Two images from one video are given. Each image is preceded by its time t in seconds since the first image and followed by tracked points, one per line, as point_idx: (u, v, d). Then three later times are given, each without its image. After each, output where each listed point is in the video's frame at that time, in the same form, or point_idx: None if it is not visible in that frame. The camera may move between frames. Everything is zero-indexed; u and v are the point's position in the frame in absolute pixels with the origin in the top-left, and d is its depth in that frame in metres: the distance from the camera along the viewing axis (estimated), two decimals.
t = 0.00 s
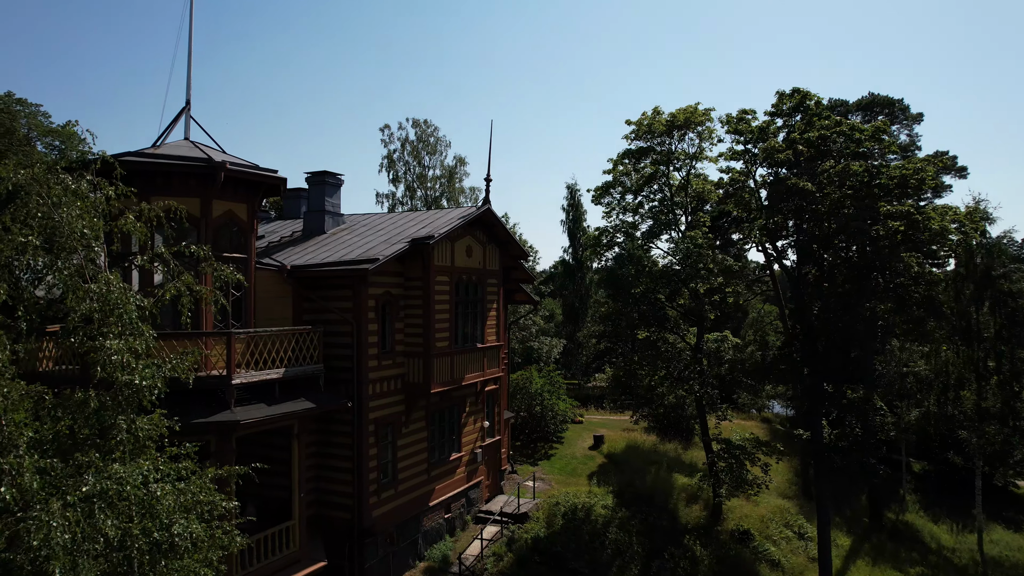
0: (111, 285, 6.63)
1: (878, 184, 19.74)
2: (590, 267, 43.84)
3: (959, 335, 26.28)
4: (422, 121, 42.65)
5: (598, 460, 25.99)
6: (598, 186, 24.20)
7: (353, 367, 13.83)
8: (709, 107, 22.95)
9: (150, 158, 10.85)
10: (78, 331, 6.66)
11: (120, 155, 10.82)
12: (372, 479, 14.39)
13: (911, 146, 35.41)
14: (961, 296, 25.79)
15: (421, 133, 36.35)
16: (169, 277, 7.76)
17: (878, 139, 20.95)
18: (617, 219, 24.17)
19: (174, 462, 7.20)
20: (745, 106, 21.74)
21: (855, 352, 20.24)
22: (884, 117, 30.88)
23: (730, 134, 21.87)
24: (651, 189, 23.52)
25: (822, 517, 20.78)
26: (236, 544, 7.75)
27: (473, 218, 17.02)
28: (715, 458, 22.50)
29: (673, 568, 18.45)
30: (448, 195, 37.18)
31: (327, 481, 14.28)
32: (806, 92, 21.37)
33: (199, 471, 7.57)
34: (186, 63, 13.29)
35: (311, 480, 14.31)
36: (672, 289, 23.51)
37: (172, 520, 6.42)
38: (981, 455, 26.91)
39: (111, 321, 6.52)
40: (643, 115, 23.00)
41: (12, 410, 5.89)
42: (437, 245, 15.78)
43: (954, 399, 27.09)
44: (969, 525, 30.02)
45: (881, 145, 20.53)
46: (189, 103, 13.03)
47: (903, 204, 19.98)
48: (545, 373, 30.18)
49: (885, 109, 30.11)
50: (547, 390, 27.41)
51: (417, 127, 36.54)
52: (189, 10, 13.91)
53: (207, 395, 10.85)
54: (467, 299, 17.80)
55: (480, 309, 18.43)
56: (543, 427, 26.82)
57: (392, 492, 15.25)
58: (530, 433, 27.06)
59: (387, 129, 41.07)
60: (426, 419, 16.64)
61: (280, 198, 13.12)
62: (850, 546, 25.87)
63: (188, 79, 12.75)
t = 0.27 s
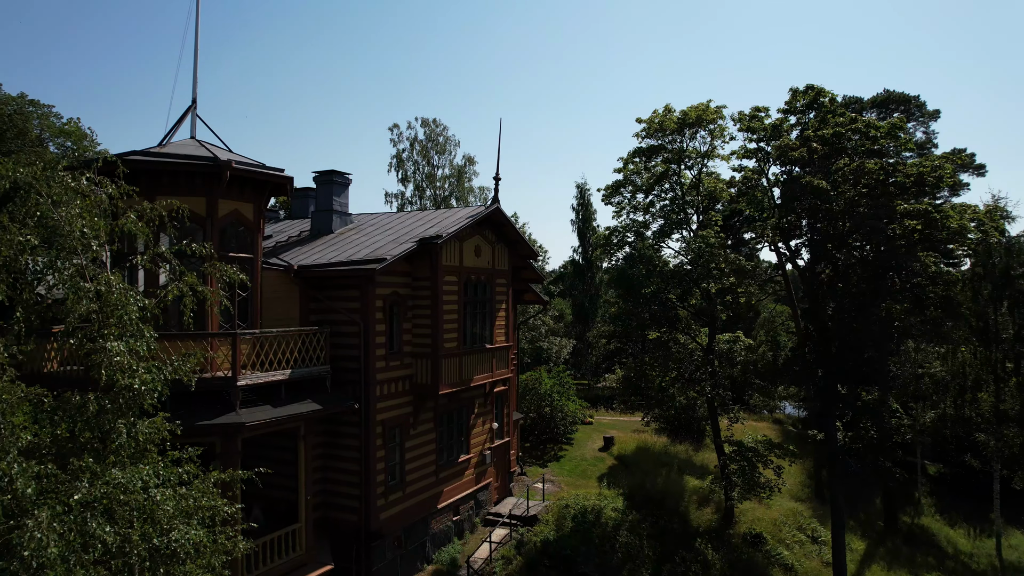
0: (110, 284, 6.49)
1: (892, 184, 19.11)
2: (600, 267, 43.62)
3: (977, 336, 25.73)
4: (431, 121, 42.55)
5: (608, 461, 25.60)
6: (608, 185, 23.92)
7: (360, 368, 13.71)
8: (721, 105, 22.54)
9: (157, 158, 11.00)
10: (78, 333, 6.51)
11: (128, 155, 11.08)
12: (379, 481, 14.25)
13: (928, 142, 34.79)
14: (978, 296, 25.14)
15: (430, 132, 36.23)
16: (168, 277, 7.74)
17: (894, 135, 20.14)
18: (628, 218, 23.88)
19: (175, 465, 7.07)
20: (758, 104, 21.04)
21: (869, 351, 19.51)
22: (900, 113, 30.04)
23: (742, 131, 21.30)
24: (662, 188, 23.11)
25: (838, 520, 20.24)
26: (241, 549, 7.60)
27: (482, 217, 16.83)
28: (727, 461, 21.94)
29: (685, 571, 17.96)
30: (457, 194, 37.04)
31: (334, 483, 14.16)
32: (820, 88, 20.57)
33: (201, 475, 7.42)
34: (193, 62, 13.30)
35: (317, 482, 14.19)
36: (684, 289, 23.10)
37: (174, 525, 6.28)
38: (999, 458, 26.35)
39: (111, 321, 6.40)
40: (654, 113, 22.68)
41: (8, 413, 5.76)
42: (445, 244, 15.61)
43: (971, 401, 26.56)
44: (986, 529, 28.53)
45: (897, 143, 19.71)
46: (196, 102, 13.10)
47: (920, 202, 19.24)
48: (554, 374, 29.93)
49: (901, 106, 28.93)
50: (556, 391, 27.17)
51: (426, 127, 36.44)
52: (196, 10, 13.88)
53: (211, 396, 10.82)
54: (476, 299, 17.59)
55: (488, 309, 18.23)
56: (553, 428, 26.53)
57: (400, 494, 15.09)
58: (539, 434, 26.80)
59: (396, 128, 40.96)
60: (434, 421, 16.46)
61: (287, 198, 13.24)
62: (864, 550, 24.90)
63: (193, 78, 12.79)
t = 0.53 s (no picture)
0: (108, 284, 6.36)
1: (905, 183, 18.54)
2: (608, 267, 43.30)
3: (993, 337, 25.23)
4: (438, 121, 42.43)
5: (616, 463, 25.17)
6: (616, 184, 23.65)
7: (365, 369, 13.60)
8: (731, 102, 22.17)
9: (161, 157, 11.03)
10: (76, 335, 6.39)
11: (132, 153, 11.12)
12: (385, 484, 14.12)
13: (942, 141, 34.20)
14: (993, 297, 24.50)
15: (437, 131, 36.10)
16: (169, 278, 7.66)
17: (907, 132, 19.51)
18: (636, 218, 23.60)
19: (175, 470, 6.93)
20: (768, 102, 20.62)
21: (882, 352, 18.93)
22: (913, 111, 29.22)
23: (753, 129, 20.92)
24: (672, 186, 22.67)
25: (851, 524, 19.77)
26: (242, 555, 7.43)
27: (489, 217, 16.65)
28: (737, 462, 21.41)
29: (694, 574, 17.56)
30: (464, 193, 36.87)
31: (339, 485, 14.05)
32: (832, 85, 20.09)
33: (201, 479, 7.28)
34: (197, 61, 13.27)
35: (322, 484, 14.08)
36: (693, 289, 22.76)
37: (172, 532, 6.11)
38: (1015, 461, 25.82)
39: (109, 323, 6.28)
40: (663, 111, 22.38)
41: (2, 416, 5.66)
42: (451, 244, 15.45)
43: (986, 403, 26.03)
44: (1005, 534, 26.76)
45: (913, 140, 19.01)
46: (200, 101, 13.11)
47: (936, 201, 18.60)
48: (562, 375, 29.68)
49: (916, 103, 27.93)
50: (564, 393, 26.94)
51: (433, 126, 36.33)
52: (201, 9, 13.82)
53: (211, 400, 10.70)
54: (483, 299, 17.40)
55: (495, 310, 18.04)
56: (560, 430, 26.24)
57: (406, 496, 14.96)
58: (547, 435, 26.54)
59: (403, 128, 40.86)
60: (440, 422, 16.30)
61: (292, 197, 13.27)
62: (877, 555, 23.69)
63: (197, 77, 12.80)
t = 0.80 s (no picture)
0: (95, 285, 6.20)
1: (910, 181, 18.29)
2: (610, 266, 43.08)
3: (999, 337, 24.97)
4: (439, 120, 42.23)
5: (618, 464, 24.92)
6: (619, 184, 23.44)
7: (364, 370, 13.46)
8: (734, 100, 21.94)
9: (156, 155, 10.88)
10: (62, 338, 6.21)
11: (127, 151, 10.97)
12: (384, 487, 13.97)
13: (948, 139, 33.88)
14: (1000, 297, 24.21)
15: (438, 130, 35.93)
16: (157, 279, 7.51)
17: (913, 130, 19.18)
18: (639, 217, 23.40)
19: (165, 476, 6.77)
20: (772, 101, 20.38)
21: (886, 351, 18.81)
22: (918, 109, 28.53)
23: (757, 128, 20.71)
24: (674, 185, 22.48)
25: (856, 526, 19.48)
26: (236, 560, 7.28)
27: (490, 216, 16.47)
28: (740, 464, 21.18)
29: None
30: (466, 193, 36.69)
31: (338, 488, 13.91)
32: (837, 83, 19.81)
33: (194, 485, 7.10)
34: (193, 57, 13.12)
35: (321, 486, 13.94)
36: (696, 289, 22.52)
37: (162, 539, 5.96)
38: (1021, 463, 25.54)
39: (97, 325, 6.12)
40: (666, 109, 22.16)
41: None
42: (451, 243, 15.27)
43: (991, 404, 25.76)
44: (1011, 536, 26.37)
45: (918, 138, 18.69)
46: (197, 99, 12.96)
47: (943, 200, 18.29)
48: (563, 376, 29.44)
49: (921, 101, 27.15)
50: (565, 394, 26.73)
51: (434, 125, 36.17)
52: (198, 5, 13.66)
53: (205, 400, 10.57)
54: (483, 299, 17.21)
55: (496, 310, 17.86)
56: (562, 431, 26.04)
57: (406, 499, 14.80)
58: (548, 437, 26.33)
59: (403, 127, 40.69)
60: (440, 424, 16.13)
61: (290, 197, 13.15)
62: (881, 557, 23.34)
63: (194, 74, 12.64)
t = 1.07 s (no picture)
0: (82, 287, 6.02)
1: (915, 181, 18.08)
2: (610, 266, 42.89)
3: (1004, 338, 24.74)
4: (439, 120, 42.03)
5: (619, 466, 24.71)
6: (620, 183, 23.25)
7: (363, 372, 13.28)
8: (737, 99, 21.74)
9: (149, 154, 10.69)
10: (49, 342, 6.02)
11: (120, 149, 10.78)
12: (382, 490, 13.80)
13: (952, 138, 33.55)
14: (1004, 297, 23.98)
15: (438, 130, 35.76)
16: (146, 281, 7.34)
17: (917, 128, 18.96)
18: (640, 217, 23.20)
19: (154, 483, 6.58)
20: (775, 99, 20.18)
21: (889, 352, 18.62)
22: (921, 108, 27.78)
23: (759, 127, 20.51)
24: (676, 185, 22.28)
25: (860, 529, 19.23)
26: (230, 568, 7.07)
27: (490, 216, 16.28)
28: (742, 466, 20.96)
29: None
30: (465, 192, 36.50)
31: (336, 492, 13.72)
32: (840, 81, 19.57)
33: (185, 492, 6.90)
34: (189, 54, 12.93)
35: (318, 489, 13.76)
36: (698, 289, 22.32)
37: (151, 549, 5.75)
38: None
39: (83, 328, 5.93)
40: (667, 108, 21.97)
41: None
42: (451, 243, 15.09)
43: (995, 405, 25.55)
44: (1015, 538, 26.15)
45: (923, 137, 18.47)
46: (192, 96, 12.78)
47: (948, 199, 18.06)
48: (564, 377, 29.24)
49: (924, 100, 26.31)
50: (566, 395, 26.54)
51: (434, 125, 35.99)
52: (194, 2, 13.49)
53: (200, 404, 10.40)
54: (483, 300, 17.02)
55: (496, 311, 17.67)
56: (562, 432, 25.84)
57: (404, 502, 14.62)
58: (548, 438, 26.12)
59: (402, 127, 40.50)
60: (439, 426, 15.95)
61: (287, 197, 12.98)
62: (885, 560, 23.13)
63: (190, 71, 12.46)
